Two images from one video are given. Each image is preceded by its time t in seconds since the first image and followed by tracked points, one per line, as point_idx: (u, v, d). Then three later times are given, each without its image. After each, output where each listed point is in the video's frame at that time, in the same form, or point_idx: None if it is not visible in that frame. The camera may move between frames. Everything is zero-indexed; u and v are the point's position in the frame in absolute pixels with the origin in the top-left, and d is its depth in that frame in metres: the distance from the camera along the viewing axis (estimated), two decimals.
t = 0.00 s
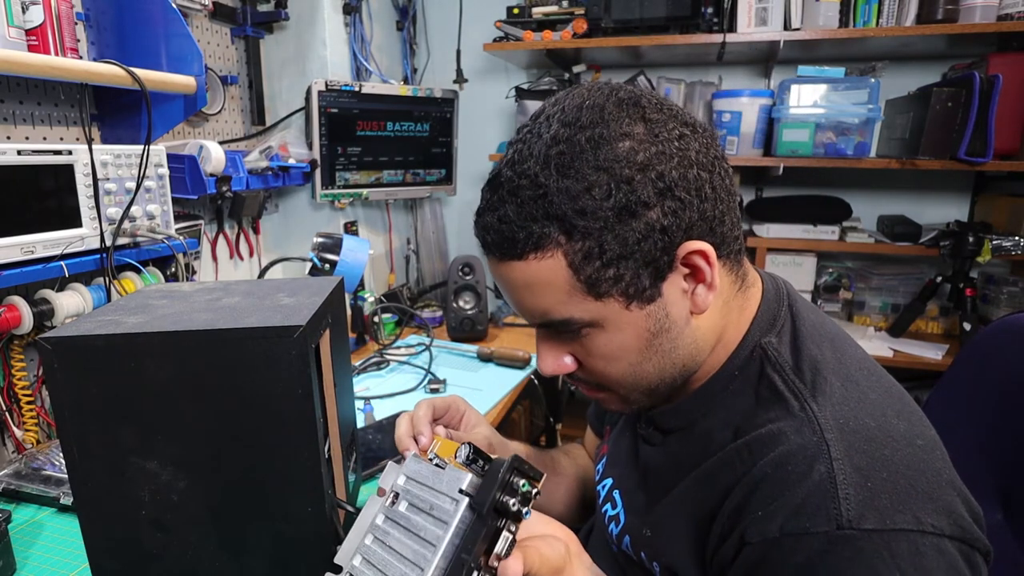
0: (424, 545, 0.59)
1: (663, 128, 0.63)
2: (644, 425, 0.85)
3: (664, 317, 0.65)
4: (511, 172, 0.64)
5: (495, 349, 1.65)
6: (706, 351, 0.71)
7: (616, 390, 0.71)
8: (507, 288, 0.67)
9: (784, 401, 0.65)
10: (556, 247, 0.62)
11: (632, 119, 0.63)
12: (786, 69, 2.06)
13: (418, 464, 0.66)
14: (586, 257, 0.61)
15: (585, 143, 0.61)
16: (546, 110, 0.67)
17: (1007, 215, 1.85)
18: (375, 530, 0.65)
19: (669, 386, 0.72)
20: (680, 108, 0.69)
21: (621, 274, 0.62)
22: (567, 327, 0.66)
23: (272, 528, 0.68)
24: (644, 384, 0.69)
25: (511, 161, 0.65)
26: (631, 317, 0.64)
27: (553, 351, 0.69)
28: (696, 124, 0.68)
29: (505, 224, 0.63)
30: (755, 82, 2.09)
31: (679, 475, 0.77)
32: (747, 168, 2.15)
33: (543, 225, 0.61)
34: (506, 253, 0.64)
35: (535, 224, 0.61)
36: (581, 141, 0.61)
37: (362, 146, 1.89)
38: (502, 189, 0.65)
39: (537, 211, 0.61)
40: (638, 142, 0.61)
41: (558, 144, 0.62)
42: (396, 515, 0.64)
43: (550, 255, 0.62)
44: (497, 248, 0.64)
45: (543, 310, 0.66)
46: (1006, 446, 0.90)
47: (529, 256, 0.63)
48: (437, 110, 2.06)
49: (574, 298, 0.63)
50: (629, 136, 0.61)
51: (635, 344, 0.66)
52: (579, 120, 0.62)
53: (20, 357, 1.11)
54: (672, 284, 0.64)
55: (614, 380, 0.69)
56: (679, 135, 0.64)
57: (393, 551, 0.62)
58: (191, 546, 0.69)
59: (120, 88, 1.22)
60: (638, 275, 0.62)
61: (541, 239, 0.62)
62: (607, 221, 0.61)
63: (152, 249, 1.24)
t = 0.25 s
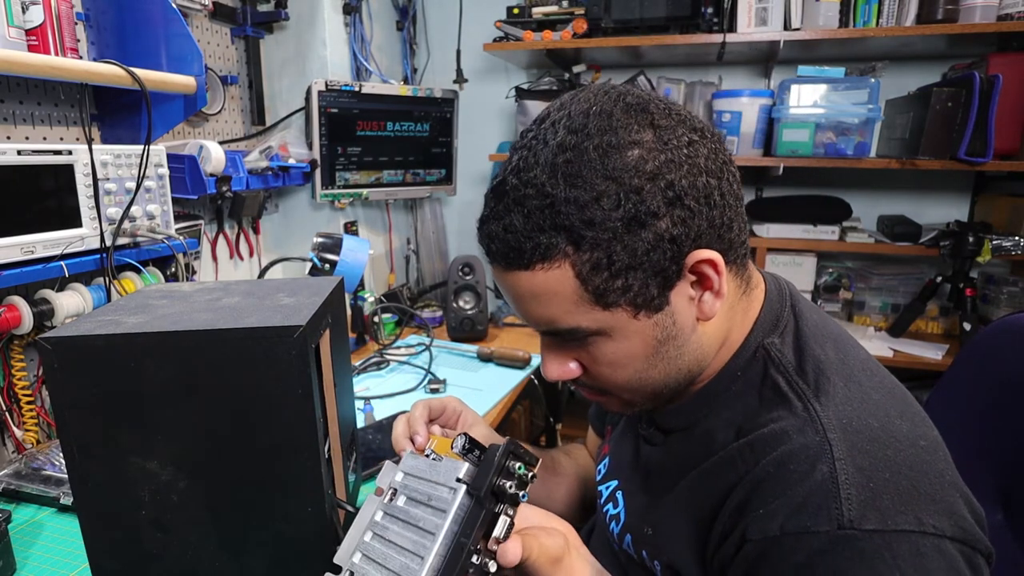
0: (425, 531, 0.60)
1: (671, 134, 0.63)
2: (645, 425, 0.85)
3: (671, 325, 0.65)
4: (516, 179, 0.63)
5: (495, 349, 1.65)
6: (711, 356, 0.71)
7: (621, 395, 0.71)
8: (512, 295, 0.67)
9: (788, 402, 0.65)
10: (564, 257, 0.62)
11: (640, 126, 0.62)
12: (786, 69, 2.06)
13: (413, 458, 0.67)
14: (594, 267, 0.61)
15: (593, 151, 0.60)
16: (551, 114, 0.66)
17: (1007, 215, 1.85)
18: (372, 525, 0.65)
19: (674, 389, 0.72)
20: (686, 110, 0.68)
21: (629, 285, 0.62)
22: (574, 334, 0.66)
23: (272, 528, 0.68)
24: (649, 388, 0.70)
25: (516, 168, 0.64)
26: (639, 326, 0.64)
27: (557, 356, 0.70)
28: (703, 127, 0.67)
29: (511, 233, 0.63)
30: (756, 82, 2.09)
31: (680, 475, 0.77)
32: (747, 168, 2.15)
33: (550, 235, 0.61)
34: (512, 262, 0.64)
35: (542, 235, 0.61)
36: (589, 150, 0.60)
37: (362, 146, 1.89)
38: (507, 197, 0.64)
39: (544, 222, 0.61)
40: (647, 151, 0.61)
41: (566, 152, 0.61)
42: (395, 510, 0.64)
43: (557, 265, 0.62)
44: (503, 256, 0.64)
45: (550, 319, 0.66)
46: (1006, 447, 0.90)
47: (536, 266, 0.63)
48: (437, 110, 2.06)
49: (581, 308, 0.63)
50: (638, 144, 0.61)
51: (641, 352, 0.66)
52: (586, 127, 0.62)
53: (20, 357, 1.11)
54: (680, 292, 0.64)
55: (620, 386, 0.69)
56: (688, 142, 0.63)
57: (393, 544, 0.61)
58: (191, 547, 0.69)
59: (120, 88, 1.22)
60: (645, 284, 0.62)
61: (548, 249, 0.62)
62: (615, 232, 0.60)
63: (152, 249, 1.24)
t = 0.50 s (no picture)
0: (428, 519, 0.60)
1: (674, 138, 0.63)
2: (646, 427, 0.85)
3: (671, 329, 0.65)
4: (517, 182, 0.63)
5: (495, 349, 1.65)
6: (712, 358, 0.71)
7: (620, 397, 0.71)
8: (512, 298, 0.67)
9: (790, 404, 0.65)
10: (564, 261, 0.62)
11: (642, 129, 0.62)
12: (786, 69, 2.06)
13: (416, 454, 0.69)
14: (594, 271, 0.61)
15: (595, 155, 0.60)
16: (553, 117, 0.66)
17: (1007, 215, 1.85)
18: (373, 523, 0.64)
19: (674, 392, 0.72)
20: (688, 112, 0.68)
21: (629, 289, 0.62)
22: (574, 337, 0.66)
23: (272, 528, 0.68)
24: (649, 391, 0.70)
25: (517, 171, 0.64)
26: (639, 329, 0.64)
27: (557, 359, 0.70)
28: (706, 130, 0.67)
29: (512, 237, 0.63)
30: (756, 82, 2.09)
31: (681, 476, 0.77)
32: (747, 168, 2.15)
33: (551, 239, 0.61)
34: (512, 265, 0.64)
35: (543, 238, 0.61)
36: (591, 154, 0.60)
37: (362, 146, 1.89)
38: (508, 200, 0.64)
39: (545, 225, 0.61)
40: (649, 154, 0.61)
41: (567, 155, 0.61)
42: (396, 508, 0.64)
43: (558, 269, 0.62)
44: (503, 260, 0.64)
45: (550, 322, 0.66)
46: (1006, 447, 0.90)
47: (536, 270, 0.63)
48: (437, 110, 2.06)
49: (582, 311, 0.64)
50: (640, 147, 0.61)
51: (641, 356, 0.66)
52: (588, 130, 0.61)
53: (20, 357, 1.11)
54: (680, 296, 0.64)
55: (619, 388, 0.69)
56: (690, 145, 0.63)
57: (394, 539, 0.61)
58: (191, 547, 0.69)
59: (120, 88, 1.22)
60: (645, 288, 0.62)
61: (548, 253, 0.61)
62: (616, 236, 0.60)
63: (152, 249, 1.24)
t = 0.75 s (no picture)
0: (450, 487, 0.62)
1: (677, 139, 0.63)
2: (646, 426, 0.85)
3: (667, 328, 0.65)
4: (520, 174, 0.64)
5: (495, 349, 1.65)
6: (709, 358, 0.71)
7: (615, 394, 0.71)
8: (511, 289, 0.67)
9: (790, 404, 0.65)
10: (562, 255, 0.62)
11: (646, 128, 0.62)
12: (786, 69, 2.06)
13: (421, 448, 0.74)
14: (590, 267, 0.61)
15: (598, 151, 0.60)
16: (560, 110, 0.66)
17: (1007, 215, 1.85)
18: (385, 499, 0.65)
19: (669, 390, 0.72)
20: (694, 114, 0.67)
21: (625, 286, 0.62)
22: (571, 333, 0.66)
23: (272, 528, 0.68)
24: (642, 389, 0.70)
25: (521, 162, 0.64)
26: (634, 327, 0.64)
27: (553, 353, 0.70)
28: (711, 133, 0.67)
29: (511, 228, 0.63)
30: (756, 82, 2.09)
31: (681, 476, 0.77)
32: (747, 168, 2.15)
33: (549, 232, 0.61)
34: (511, 256, 0.64)
35: (542, 231, 0.61)
36: (594, 149, 0.60)
37: (362, 146, 1.89)
38: (510, 191, 0.64)
39: (545, 218, 0.61)
40: (651, 154, 0.61)
41: (571, 149, 0.61)
42: (407, 494, 0.64)
43: (555, 262, 0.62)
44: (502, 251, 0.65)
45: (546, 315, 0.66)
46: (1005, 447, 0.90)
47: (534, 262, 0.63)
48: (437, 110, 2.06)
49: (578, 306, 0.64)
50: (643, 146, 0.61)
51: (636, 353, 0.66)
52: (593, 126, 0.62)
53: (20, 357, 1.11)
54: (677, 296, 0.64)
55: (614, 385, 0.69)
56: (694, 146, 0.63)
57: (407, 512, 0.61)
58: (191, 547, 0.69)
59: (120, 88, 1.22)
60: (642, 287, 0.62)
61: (546, 245, 0.62)
62: (614, 233, 0.60)
63: (152, 249, 1.24)
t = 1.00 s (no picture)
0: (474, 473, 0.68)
1: (666, 140, 0.62)
2: (642, 426, 0.84)
3: (652, 328, 0.66)
4: (510, 172, 0.65)
5: (495, 349, 1.66)
6: (698, 358, 0.71)
7: (603, 391, 0.72)
8: (500, 285, 0.68)
9: (781, 405, 0.65)
10: (547, 253, 0.63)
11: (635, 129, 0.62)
12: (786, 69, 2.06)
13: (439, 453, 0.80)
14: (575, 265, 0.62)
15: (586, 151, 0.61)
16: (552, 110, 0.66)
17: (1006, 215, 1.85)
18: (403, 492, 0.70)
19: (657, 389, 0.72)
20: (688, 116, 0.67)
21: (609, 285, 0.62)
22: (557, 330, 0.67)
23: (272, 528, 0.68)
24: (630, 387, 0.70)
25: (511, 161, 0.65)
26: (618, 326, 0.65)
27: (543, 348, 0.70)
28: (703, 135, 0.66)
29: (500, 224, 0.64)
30: (756, 82, 2.09)
31: (676, 476, 0.77)
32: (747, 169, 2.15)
33: (535, 230, 0.62)
34: (500, 252, 0.65)
35: (528, 229, 0.62)
36: (581, 149, 0.61)
37: (362, 146, 1.89)
38: (500, 188, 0.65)
39: (531, 216, 0.62)
40: (639, 155, 0.61)
41: (559, 149, 0.62)
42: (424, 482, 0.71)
43: (541, 260, 0.63)
44: (492, 246, 0.66)
45: (534, 311, 0.67)
46: (1007, 448, 0.90)
47: (521, 259, 0.64)
48: (437, 110, 2.06)
49: (563, 303, 0.64)
50: (630, 147, 0.61)
51: (622, 351, 0.67)
52: (581, 126, 0.62)
53: (20, 357, 1.11)
54: (663, 297, 0.64)
55: (601, 383, 0.70)
56: (683, 149, 0.63)
57: (426, 496, 0.67)
58: (191, 547, 0.69)
59: (120, 88, 1.22)
60: (626, 286, 0.62)
61: (531, 241, 0.62)
62: (598, 232, 0.61)
63: (152, 249, 1.24)
